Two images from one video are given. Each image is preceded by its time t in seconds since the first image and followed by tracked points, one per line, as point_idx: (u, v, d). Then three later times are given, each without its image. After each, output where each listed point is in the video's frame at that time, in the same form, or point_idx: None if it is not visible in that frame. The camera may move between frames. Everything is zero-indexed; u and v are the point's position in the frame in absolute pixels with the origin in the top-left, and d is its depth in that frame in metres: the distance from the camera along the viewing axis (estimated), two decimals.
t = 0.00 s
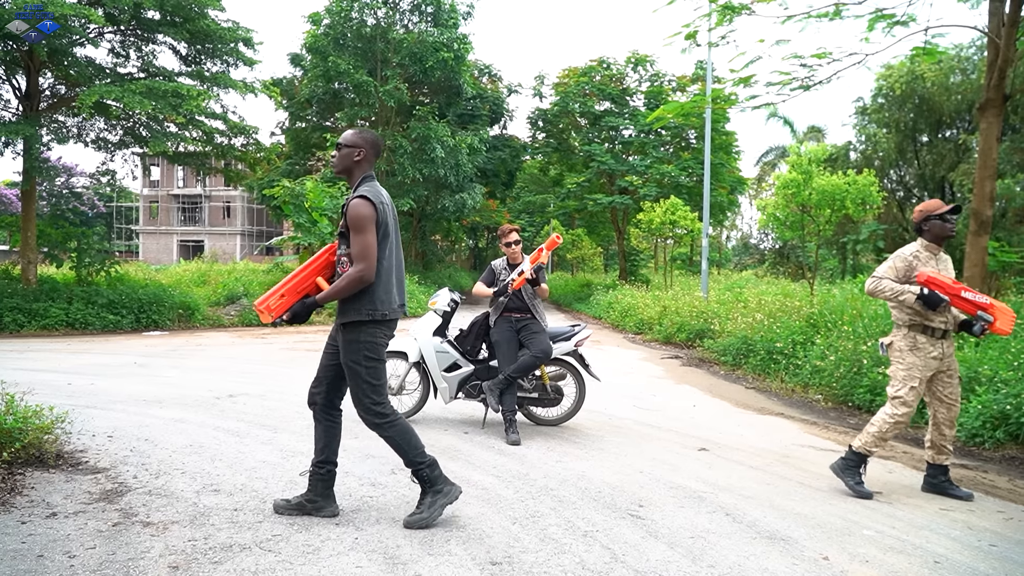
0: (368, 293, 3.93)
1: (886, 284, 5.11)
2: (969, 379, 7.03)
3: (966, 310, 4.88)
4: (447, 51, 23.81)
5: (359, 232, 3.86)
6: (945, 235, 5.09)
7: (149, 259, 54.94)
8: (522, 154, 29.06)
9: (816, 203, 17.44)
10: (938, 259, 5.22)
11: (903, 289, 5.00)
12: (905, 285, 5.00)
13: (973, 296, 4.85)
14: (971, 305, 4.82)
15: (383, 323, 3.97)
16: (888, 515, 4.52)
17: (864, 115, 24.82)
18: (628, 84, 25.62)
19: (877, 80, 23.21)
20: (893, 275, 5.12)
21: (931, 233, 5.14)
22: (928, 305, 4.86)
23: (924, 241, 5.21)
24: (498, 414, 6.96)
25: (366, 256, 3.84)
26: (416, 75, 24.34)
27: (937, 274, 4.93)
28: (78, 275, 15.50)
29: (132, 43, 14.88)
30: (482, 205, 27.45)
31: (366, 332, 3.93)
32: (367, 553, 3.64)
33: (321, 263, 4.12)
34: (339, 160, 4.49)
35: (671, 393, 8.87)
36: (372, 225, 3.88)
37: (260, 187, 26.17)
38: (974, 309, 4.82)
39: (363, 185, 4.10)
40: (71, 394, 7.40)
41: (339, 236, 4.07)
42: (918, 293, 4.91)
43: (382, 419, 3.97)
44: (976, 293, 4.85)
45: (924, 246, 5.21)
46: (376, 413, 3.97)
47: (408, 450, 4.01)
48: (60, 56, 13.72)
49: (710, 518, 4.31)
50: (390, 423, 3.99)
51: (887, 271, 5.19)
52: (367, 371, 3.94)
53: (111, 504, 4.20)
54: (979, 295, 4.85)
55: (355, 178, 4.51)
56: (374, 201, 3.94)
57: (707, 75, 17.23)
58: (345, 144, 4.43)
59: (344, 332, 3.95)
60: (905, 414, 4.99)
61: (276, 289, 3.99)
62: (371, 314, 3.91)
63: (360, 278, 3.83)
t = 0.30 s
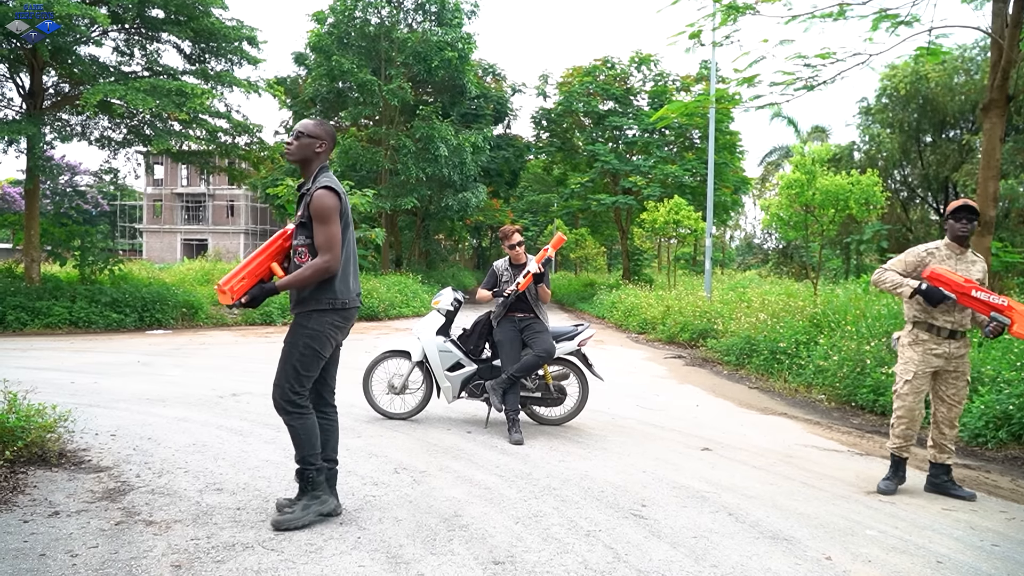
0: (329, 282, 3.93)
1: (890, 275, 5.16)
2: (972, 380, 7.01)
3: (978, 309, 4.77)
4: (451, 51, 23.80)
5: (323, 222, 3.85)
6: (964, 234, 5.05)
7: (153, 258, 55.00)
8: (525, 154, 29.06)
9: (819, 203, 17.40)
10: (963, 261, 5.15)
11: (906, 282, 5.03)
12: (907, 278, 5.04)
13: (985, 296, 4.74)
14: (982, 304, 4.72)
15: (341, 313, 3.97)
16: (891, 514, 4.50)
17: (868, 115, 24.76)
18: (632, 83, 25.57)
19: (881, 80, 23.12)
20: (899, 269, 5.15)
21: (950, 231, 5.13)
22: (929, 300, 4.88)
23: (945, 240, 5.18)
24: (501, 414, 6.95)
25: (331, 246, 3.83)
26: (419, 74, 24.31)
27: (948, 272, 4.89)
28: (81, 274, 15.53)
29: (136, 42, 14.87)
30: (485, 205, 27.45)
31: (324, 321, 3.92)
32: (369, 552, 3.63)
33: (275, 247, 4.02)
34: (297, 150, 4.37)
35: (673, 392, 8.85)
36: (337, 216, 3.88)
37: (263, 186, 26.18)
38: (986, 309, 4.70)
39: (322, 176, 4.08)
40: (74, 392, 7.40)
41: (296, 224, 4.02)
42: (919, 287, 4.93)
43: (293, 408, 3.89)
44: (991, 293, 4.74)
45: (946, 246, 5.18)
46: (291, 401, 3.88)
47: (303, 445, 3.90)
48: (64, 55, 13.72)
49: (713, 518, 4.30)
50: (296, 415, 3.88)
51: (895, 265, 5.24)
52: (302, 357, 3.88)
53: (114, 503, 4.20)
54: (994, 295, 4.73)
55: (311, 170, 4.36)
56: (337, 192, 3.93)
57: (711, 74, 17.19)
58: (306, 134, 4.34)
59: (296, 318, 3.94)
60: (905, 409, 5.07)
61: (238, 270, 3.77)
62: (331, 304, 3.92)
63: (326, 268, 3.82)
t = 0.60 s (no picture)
0: (288, 289, 3.92)
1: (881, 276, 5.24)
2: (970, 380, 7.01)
3: (966, 312, 4.82)
4: (450, 51, 23.80)
5: (287, 228, 3.83)
6: (957, 235, 5.08)
7: (152, 257, 54.94)
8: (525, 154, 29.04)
9: (818, 203, 17.42)
10: (960, 262, 5.12)
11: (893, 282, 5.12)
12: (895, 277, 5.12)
13: (972, 298, 4.79)
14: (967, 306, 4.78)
15: (297, 320, 3.96)
16: (890, 514, 4.50)
17: (867, 115, 24.78)
18: (632, 83, 25.59)
19: (880, 80, 23.13)
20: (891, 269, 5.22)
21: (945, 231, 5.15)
22: (914, 299, 4.96)
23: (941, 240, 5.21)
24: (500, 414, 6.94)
25: (296, 252, 3.83)
26: (419, 74, 24.30)
27: (935, 272, 4.95)
28: (80, 273, 15.52)
29: (135, 41, 14.86)
30: (484, 205, 27.45)
31: (280, 328, 3.90)
32: (368, 552, 3.62)
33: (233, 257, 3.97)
34: (255, 150, 4.09)
35: (672, 392, 8.84)
36: (300, 222, 3.88)
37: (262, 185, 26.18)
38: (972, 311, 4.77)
39: (282, 180, 4.03)
40: (73, 392, 7.39)
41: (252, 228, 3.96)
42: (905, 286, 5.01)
43: (243, 416, 3.87)
44: (978, 296, 4.78)
45: (942, 246, 5.20)
46: (243, 408, 3.87)
47: (234, 454, 3.87)
48: (63, 54, 13.71)
49: (712, 517, 4.29)
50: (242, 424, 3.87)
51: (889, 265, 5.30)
52: (256, 365, 3.86)
53: (112, 503, 4.19)
54: (982, 298, 4.77)
55: (267, 171, 4.12)
56: (299, 197, 3.91)
57: (710, 75, 17.20)
58: (266, 134, 4.05)
59: (248, 325, 3.88)
60: (905, 412, 5.12)
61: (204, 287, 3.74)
62: (289, 310, 3.91)
63: (291, 275, 3.81)
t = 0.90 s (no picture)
0: (249, 287, 3.91)
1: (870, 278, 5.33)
2: (966, 381, 7.03)
3: (949, 312, 4.89)
4: (448, 51, 23.79)
5: (249, 226, 3.83)
6: (944, 236, 5.13)
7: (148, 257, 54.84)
8: (522, 154, 29.05)
9: (815, 204, 17.45)
10: (948, 262, 5.17)
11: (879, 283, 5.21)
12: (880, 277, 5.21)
13: (954, 299, 4.86)
14: (949, 307, 4.86)
15: (258, 317, 3.98)
16: (886, 515, 4.52)
17: (864, 116, 24.84)
18: (629, 84, 25.62)
19: (877, 81, 23.17)
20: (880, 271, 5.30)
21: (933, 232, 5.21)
22: (897, 299, 5.04)
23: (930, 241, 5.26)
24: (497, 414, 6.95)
25: (257, 250, 3.83)
26: (416, 74, 24.27)
27: (918, 272, 5.04)
28: (76, 273, 15.50)
29: (132, 41, 14.83)
30: (481, 205, 27.46)
31: (240, 326, 3.89)
32: (365, 552, 3.62)
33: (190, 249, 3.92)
34: (220, 144, 4.01)
35: (669, 393, 8.85)
36: (263, 220, 3.88)
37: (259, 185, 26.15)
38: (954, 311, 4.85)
39: (248, 177, 4.00)
40: (69, 392, 7.38)
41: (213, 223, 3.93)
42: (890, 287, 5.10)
43: (224, 417, 3.90)
44: (961, 297, 4.85)
45: (931, 248, 5.25)
46: (222, 410, 3.89)
47: (221, 454, 3.90)
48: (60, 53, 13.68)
49: (708, 518, 4.30)
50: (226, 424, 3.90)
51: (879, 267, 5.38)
52: (230, 363, 3.89)
53: (108, 503, 4.19)
54: (965, 299, 4.83)
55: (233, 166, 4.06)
56: (263, 195, 3.91)
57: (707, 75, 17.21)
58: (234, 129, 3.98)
59: (211, 322, 3.85)
60: (887, 408, 5.11)
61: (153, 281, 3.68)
62: (248, 309, 3.91)
63: (251, 272, 3.82)
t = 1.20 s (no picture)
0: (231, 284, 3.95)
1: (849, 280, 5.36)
2: (964, 381, 7.04)
3: (929, 310, 4.96)
4: (446, 52, 23.78)
5: (239, 225, 3.90)
6: (918, 234, 5.17)
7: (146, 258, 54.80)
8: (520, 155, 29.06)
9: (813, 204, 17.47)
10: (923, 261, 5.20)
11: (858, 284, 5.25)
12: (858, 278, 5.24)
13: (933, 298, 4.93)
14: (928, 305, 4.93)
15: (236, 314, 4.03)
16: (884, 515, 4.53)
17: (862, 116, 24.88)
18: (626, 84, 25.65)
19: (875, 81, 23.22)
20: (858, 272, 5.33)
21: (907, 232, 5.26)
22: (876, 300, 5.09)
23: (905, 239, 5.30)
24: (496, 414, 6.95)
25: (248, 248, 3.93)
26: (414, 75, 24.24)
27: (895, 272, 5.09)
28: (74, 274, 15.49)
29: (129, 42, 14.83)
30: (479, 205, 27.47)
31: (225, 324, 3.91)
32: (364, 553, 3.62)
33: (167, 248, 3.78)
34: (191, 144, 3.94)
35: (667, 393, 8.86)
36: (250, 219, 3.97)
37: (257, 186, 26.14)
38: (932, 309, 4.93)
39: (223, 177, 4.01)
40: (67, 393, 7.37)
41: (191, 221, 3.87)
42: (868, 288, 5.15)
43: (216, 416, 3.89)
44: (939, 295, 4.93)
45: (905, 247, 5.30)
46: (215, 409, 3.90)
47: (213, 454, 3.89)
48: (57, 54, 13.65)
49: (707, 518, 4.31)
50: (218, 423, 3.89)
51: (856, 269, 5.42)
52: (222, 362, 3.91)
53: (107, 504, 4.18)
54: (943, 297, 4.91)
55: (199, 165, 3.99)
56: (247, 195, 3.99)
57: (704, 75, 17.23)
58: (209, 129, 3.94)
59: (199, 324, 3.82)
60: (876, 414, 5.10)
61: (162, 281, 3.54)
62: (232, 306, 3.95)
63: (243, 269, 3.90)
